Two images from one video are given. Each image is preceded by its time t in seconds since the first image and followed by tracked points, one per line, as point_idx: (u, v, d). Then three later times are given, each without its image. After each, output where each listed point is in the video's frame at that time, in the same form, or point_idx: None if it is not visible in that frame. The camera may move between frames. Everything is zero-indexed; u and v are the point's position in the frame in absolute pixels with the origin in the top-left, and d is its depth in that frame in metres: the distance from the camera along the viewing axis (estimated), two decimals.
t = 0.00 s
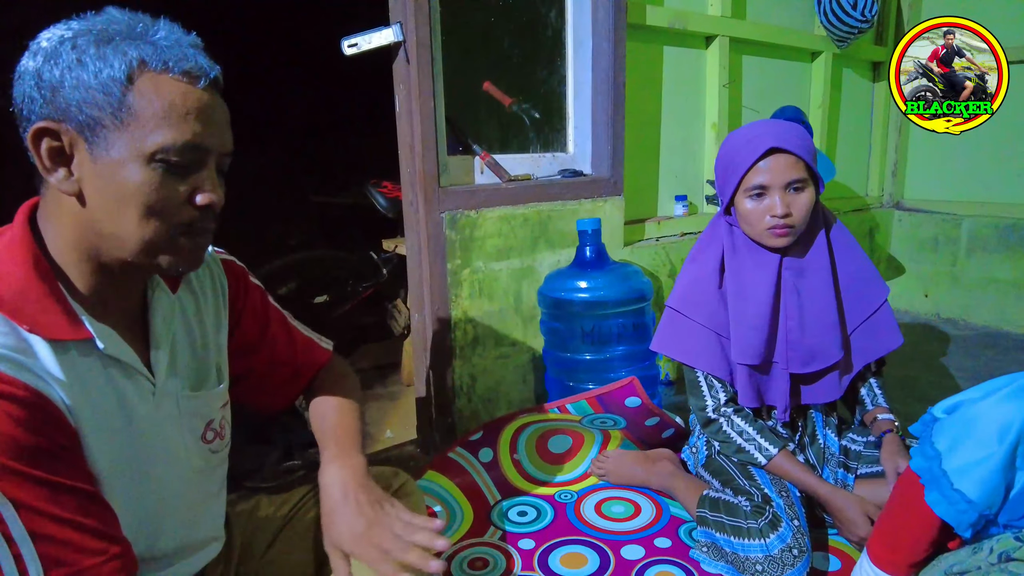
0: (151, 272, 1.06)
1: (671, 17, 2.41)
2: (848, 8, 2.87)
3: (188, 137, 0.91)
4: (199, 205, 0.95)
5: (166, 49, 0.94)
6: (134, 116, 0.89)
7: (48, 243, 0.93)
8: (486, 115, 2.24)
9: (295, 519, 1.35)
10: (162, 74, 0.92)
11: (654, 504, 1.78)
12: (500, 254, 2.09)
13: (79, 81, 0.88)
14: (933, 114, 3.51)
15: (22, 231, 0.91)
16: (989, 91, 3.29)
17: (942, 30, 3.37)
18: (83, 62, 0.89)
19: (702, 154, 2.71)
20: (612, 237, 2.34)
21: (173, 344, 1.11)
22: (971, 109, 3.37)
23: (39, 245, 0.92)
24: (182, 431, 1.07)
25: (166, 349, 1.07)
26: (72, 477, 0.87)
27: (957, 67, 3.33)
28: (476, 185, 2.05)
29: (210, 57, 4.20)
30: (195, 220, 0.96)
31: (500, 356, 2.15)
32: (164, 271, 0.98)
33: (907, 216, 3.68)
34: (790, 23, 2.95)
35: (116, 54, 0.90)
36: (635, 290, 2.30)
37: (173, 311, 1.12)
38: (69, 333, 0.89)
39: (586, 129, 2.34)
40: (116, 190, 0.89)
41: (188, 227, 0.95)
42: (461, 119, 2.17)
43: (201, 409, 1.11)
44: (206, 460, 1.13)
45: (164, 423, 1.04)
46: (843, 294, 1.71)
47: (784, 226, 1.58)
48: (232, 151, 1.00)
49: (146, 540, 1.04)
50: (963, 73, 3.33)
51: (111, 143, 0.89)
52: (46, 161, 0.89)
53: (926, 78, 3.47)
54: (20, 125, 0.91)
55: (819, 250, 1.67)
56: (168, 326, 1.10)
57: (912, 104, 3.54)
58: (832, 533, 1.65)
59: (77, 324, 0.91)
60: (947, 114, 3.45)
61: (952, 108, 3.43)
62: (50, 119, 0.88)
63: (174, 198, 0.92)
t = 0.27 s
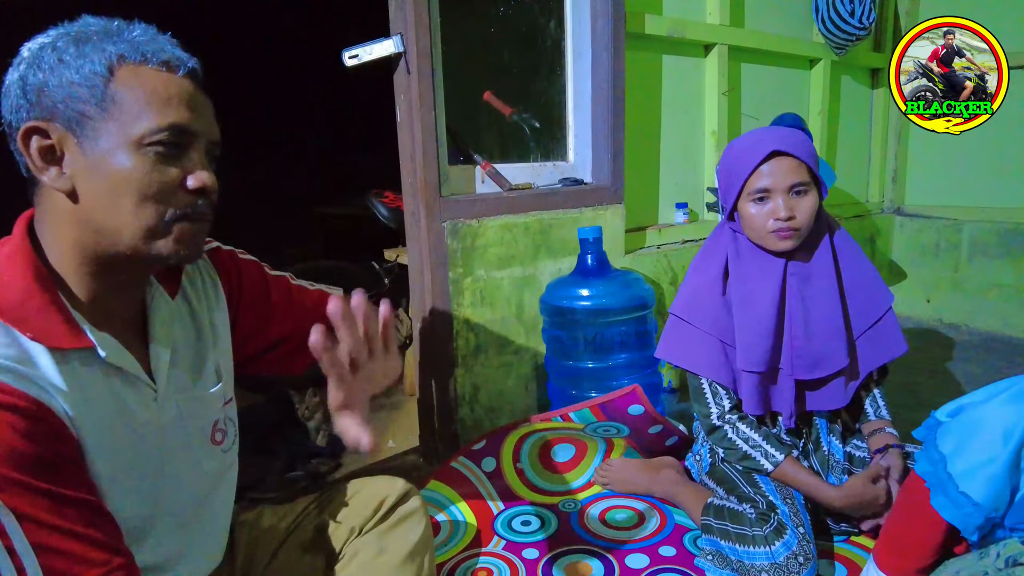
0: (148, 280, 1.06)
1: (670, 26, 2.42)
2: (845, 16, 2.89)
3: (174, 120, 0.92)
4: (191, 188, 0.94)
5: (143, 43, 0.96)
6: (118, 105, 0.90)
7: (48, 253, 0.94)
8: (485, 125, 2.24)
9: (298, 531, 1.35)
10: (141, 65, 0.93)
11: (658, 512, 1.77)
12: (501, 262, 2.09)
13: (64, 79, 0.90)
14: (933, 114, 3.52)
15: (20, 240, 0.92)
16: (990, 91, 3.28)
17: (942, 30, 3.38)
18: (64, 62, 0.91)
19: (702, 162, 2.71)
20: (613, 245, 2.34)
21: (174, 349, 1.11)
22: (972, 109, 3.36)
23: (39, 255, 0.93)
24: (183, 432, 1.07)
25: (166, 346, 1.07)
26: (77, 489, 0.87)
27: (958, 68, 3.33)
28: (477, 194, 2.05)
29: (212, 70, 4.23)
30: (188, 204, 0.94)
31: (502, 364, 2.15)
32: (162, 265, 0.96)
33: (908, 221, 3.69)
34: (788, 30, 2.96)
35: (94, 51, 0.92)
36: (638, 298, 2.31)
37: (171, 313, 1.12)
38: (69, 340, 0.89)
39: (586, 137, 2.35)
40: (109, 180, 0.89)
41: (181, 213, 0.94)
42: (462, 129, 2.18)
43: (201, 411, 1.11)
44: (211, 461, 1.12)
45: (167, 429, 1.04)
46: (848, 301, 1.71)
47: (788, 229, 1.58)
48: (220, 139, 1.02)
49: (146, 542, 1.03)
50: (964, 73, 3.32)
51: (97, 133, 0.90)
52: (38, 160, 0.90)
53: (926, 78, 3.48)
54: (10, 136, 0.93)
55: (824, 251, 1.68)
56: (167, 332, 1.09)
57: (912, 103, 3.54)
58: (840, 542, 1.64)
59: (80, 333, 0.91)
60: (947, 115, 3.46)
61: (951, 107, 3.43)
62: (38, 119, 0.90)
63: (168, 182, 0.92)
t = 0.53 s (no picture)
0: (146, 289, 1.07)
1: (669, 34, 2.43)
2: (843, 23, 2.91)
3: (167, 124, 0.93)
4: (184, 191, 0.95)
5: (136, 51, 0.97)
6: (112, 109, 0.91)
7: (44, 263, 0.94)
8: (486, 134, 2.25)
9: (300, 540, 1.35)
10: (134, 71, 0.95)
11: (661, 520, 1.76)
12: (502, 270, 2.10)
13: (57, 86, 0.91)
14: (933, 114, 3.54)
15: (18, 250, 0.93)
16: (989, 90, 3.29)
17: (941, 29, 3.42)
18: (58, 69, 0.92)
19: (702, 168, 2.72)
20: (614, 252, 2.34)
21: (172, 358, 1.12)
22: (970, 110, 3.38)
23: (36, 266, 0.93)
24: (180, 440, 1.07)
25: (165, 357, 1.09)
26: (78, 503, 0.86)
27: (956, 66, 3.36)
28: (478, 203, 2.06)
29: (214, 80, 4.25)
30: (182, 208, 0.95)
31: (504, 372, 2.15)
32: (156, 271, 0.97)
33: (909, 226, 3.68)
34: (787, 37, 2.97)
35: (88, 58, 0.94)
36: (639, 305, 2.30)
37: (169, 320, 1.14)
38: (67, 351, 0.89)
39: (586, 145, 2.36)
40: (103, 185, 0.90)
41: (174, 217, 0.95)
42: (462, 138, 2.18)
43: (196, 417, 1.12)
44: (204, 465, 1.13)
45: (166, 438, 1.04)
46: (851, 307, 1.71)
47: (793, 236, 1.59)
48: (214, 143, 1.03)
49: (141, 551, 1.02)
50: (962, 72, 3.34)
51: (91, 138, 0.90)
52: (31, 167, 0.90)
53: (926, 78, 3.51)
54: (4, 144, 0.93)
55: (827, 262, 1.68)
56: (165, 337, 1.11)
57: (912, 103, 3.57)
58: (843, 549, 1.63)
59: (79, 345, 0.91)
60: (947, 114, 3.48)
61: (952, 108, 3.45)
62: (32, 125, 0.90)
63: (161, 186, 0.92)
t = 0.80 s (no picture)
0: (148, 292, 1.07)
1: (668, 39, 2.44)
2: (842, 27, 2.92)
3: (165, 127, 0.94)
4: (184, 194, 0.96)
5: (130, 54, 0.97)
6: (111, 113, 0.91)
7: (48, 267, 0.94)
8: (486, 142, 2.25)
9: (301, 545, 1.35)
10: (130, 74, 0.95)
11: (665, 525, 1.76)
12: (503, 275, 2.10)
13: (53, 91, 0.91)
14: (933, 114, 3.55)
15: (21, 254, 0.92)
16: (991, 89, 3.29)
17: (942, 29, 3.41)
18: (53, 75, 0.92)
19: (702, 172, 2.72)
20: (615, 257, 2.34)
21: (175, 362, 1.12)
22: (971, 110, 3.38)
23: (39, 269, 0.93)
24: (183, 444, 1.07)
25: (167, 360, 1.09)
26: (83, 509, 0.86)
27: (958, 66, 3.36)
28: (479, 208, 2.06)
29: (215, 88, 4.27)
30: (182, 211, 0.96)
31: (505, 378, 2.15)
32: (157, 273, 0.98)
33: (910, 230, 3.68)
34: (786, 41, 2.98)
35: (83, 63, 0.94)
36: (640, 309, 2.30)
37: (171, 323, 1.15)
38: (74, 354, 0.89)
39: (587, 150, 2.36)
40: (103, 190, 0.90)
41: (175, 219, 0.96)
42: (462, 145, 2.18)
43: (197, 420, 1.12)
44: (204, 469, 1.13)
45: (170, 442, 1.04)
46: (854, 310, 1.71)
47: (796, 240, 1.59)
48: (211, 145, 1.03)
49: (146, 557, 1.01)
50: (964, 73, 3.35)
51: (89, 143, 0.90)
52: (31, 174, 0.90)
53: (925, 78, 3.50)
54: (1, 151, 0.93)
55: (829, 267, 1.68)
56: (168, 339, 1.12)
57: (912, 103, 3.57)
58: (848, 554, 1.62)
59: (86, 349, 0.91)
60: (947, 114, 3.49)
61: (952, 108, 3.46)
62: (30, 132, 0.90)
63: (162, 189, 0.93)
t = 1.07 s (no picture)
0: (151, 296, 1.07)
1: (668, 42, 2.45)
2: (842, 29, 2.92)
3: (173, 131, 0.94)
4: (190, 196, 0.95)
5: (139, 58, 0.97)
6: (119, 115, 0.91)
7: (53, 268, 0.94)
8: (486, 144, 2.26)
9: (303, 550, 1.34)
10: (139, 78, 0.95)
11: (668, 528, 1.75)
12: (505, 278, 2.09)
13: (63, 94, 0.91)
14: (933, 114, 3.55)
15: (28, 256, 0.92)
16: (991, 89, 3.31)
17: (942, 28, 3.43)
18: (64, 78, 0.92)
19: (703, 175, 2.72)
20: (616, 259, 2.34)
21: (177, 365, 1.13)
22: (971, 110, 3.39)
23: (45, 269, 0.93)
24: (186, 447, 1.07)
25: (170, 362, 1.09)
26: (87, 510, 0.86)
27: (959, 66, 3.37)
28: (480, 211, 2.06)
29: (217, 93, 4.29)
30: (187, 214, 0.96)
31: (507, 381, 2.14)
32: (162, 275, 0.98)
33: (911, 231, 3.67)
34: (786, 44, 2.99)
35: (93, 67, 0.94)
36: (642, 311, 2.30)
37: (173, 327, 1.15)
38: (81, 356, 0.89)
39: (588, 153, 2.36)
40: (109, 191, 0.90)
41: (179, 221, 0.96)
42: (462, 148, 2.19)
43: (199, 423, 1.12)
44: (205, 472, 1.13)
45: (173, 445, 1.04)
46: (856, 312, 1.70)
47: (798, 243, 1.58)
48: (218, 149, 1.03)
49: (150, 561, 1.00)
50: (964, 73, 3.36)
51: (97, 146, 0.90)
52: (40, 175, 0.90)
53: (925, 78, 3.52)
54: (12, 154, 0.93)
55: (831, 269, 1.68)
56: (170, 342, 1.12)
57: (912, 103, 3.57)
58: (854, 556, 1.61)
59: (92, 351, 0.91)
60: (947, 114, 3.50)
61: (952, 108, 3.47)
62: (40, 134, 0.90)
63: (168, 191, 0.93)
